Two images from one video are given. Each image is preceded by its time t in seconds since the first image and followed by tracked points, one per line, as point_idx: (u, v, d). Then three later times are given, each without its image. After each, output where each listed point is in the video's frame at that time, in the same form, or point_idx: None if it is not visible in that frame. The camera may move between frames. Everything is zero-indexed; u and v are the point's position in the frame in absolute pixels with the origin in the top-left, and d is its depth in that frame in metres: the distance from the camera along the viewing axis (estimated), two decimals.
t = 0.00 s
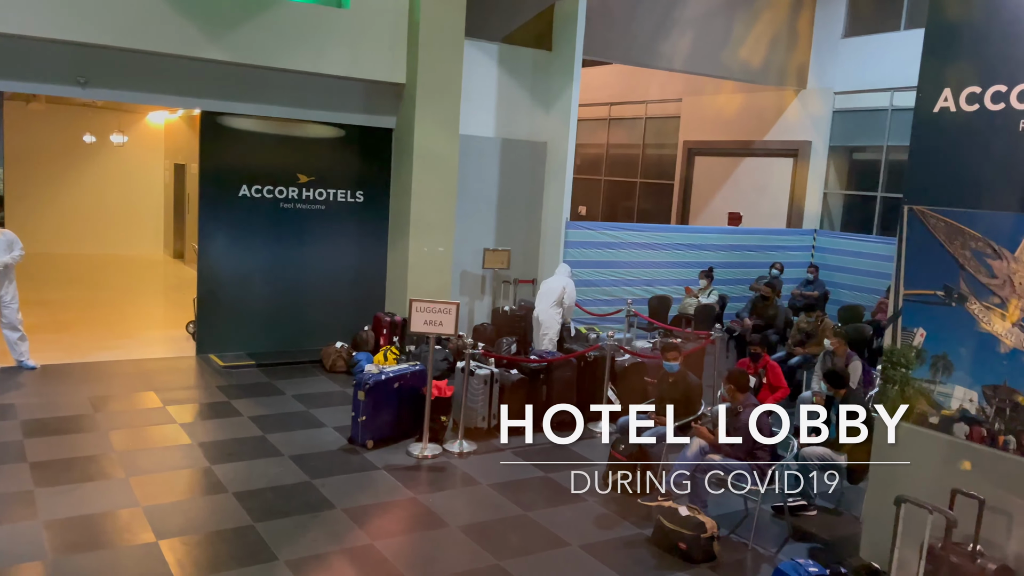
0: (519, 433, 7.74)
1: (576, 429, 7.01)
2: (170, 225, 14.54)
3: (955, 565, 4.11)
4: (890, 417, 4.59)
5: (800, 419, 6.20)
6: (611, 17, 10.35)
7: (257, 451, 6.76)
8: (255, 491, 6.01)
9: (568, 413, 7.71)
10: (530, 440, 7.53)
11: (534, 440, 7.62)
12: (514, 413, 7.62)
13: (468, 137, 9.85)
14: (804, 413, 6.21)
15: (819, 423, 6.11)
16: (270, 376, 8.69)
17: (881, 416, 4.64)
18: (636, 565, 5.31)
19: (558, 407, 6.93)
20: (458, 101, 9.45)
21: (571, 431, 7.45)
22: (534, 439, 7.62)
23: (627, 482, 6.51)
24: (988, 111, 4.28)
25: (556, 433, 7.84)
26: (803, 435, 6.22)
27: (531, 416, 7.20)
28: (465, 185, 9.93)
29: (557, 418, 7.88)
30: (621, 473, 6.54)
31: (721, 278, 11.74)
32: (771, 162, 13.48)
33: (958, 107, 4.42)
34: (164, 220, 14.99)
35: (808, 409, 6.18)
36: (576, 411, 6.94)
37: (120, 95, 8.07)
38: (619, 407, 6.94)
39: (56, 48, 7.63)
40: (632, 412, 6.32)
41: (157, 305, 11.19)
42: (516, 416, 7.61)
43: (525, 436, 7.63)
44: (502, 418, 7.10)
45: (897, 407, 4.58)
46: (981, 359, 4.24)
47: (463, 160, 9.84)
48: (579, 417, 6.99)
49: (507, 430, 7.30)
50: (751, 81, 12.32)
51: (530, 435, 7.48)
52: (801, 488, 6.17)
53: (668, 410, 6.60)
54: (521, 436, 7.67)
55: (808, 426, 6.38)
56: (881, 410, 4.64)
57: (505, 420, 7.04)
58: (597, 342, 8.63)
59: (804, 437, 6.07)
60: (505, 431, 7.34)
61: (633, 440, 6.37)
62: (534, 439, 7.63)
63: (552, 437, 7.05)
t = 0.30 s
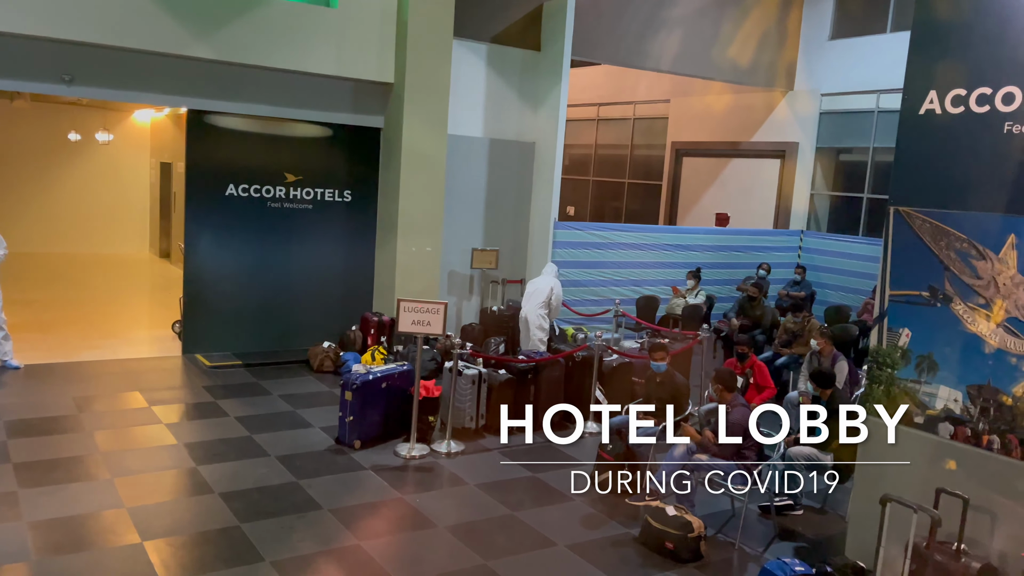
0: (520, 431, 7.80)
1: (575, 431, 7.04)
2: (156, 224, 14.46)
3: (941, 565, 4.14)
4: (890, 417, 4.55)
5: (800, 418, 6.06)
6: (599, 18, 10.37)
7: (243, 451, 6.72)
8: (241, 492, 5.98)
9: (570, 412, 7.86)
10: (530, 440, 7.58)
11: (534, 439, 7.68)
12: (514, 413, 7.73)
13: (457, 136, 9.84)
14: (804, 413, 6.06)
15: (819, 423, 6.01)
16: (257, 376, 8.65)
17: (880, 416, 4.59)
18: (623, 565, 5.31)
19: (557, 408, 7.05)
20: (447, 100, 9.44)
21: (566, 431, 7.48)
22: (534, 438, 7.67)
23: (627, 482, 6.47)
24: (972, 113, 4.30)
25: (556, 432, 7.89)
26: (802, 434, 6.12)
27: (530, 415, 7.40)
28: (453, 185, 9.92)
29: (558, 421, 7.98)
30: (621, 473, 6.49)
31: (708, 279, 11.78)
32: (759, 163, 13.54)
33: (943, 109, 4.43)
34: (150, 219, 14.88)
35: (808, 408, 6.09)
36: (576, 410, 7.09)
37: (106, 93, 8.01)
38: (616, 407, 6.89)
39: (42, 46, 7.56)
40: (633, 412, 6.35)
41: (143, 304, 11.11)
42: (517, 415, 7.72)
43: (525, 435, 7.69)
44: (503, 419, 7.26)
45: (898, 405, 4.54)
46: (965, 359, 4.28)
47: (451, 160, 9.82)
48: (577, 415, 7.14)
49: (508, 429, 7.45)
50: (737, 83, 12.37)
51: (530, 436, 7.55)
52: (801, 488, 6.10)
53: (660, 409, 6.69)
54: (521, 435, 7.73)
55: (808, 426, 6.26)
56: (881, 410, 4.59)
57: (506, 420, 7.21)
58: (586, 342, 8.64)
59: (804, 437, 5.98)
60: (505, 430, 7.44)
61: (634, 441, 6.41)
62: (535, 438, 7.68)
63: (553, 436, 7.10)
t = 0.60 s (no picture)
0: (519, 430, 7.85)
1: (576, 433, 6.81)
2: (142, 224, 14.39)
3: (926, 564, 4.16)
4: (890, 417, 4.54)
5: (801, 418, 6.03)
6: (588, 19, 10.37)
7: (230, 451, 6.69)
8: (228, 492, 5.95)
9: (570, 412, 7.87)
10: (530, 440, 7.59)
11: (534, 440, 7.68)
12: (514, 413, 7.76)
13: (446, 136, 9.83)
14: (804, 413, 6.05)
15: (819, 423, 5.93)
16: (244, 376, 8.61)
17: (880, 415, 4.58)
18: (611, 565, 5.32)
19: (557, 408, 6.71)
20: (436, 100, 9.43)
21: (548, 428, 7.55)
22: (534, 439, 7.67)
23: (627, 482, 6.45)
24: (958, 115, 4.34)
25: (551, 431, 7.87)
26: (800, 435, 6.08)
27: (530, 415, 7.01)
28: (442, 184, 9.90)
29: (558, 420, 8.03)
30: (622, 473, 6.50)
31: (697, 279, 11.80)
32: (747, 164, 13.61)
33: (930, 111, 4.47)
34: (137, 218, 14.78)
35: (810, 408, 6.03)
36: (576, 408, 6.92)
37: (93, 91, 7.96)
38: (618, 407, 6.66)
39: (28, 44, 7.51)
40: (633, 411, 6.34)
41: (129, 304, 11.04)
42: (517, 415, 7.75)
43: (525, 435, 7.71)
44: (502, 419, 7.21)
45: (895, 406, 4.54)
46: (950, 359, 4.30)
47: (440, 160, 9.80)
48: (575, 414, 6.89)
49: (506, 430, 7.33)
50: (725, 83, 12.42)
51: (530, 436, 7.55)
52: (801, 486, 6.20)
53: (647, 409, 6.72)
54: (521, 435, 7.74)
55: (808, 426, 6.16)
56: (881, 410, 4.58)
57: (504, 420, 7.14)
58: (575, 343, 8.64)
59: (805, 436, 5.90)
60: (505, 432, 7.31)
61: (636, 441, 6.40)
62: (536, 440, 7.67)
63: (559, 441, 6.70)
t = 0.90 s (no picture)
0: (519, 430, 7.87)
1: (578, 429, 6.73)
2: (130, 223, 14.30)
3: (912, 563, 4.17)
4: (890, 417, 4.51)
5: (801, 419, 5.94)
6: (577, 19, 10.38)
7: (218, 452, 6.66)
8: (216, 493, 5.92)
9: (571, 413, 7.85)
10: (530, 440, 7.61)
11: (534, 439, 7.73)
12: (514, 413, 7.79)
13: (435, 136, 9.82)
14: (804, 413, 6.01)
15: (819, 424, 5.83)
16: (233, 376, 8.57)
17: (880, 416, 4.55)
18: (600, 564, 5.33)
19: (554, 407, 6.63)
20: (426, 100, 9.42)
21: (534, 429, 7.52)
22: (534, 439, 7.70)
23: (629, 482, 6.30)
24: (945, 116, 4.37)
25: (540, 431, 7.88)
26: (801, 435, 5.98)
27: (531, 415, 7.26)
28: (432, 184, 9.88)
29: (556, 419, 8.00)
30: (622, 473, 6.53)
31: (686, 280, 11.83)
32: (736, 165, 13.66)
33: (917, 113, 4.50)
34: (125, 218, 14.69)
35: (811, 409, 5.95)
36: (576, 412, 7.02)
37: (80, 90, 7.90)
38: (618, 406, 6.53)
39: (14, 41, 7.44)
40: (633, 412, 6.25)
41: (117, 304, 10.96)
42: (517, 415, 7.74)
43: (525, 436, 7.72)
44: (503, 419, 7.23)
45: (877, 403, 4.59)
46: (937, 359, 4.33)
47: (430, 160, 9.79)
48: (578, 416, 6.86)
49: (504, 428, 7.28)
50: (714, 85, 12.46)
51: (529, 436, 7.56)
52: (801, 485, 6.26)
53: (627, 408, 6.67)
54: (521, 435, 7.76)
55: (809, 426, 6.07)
56: (882, 410, 4.55)
57: (505, 420, 7.18)
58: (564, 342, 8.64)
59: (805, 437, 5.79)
60: (505, 431, 7.42)
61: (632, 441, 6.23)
62: (535, 440, 7.69)
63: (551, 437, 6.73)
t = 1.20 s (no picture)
0: (519, 430, 7.93)
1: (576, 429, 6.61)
2: (119, 223, 14.22)
3: (903, 563, 4.13)
4: (890, 417, 4.48)
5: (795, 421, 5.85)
6: (569, 19, 10.38)
7: (207, 453, 6.62)
8: (205, 494, 5.89)
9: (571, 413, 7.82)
10: (530, 440, 7.68)
11: (534, 439, 7.77)
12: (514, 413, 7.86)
13: (426, 136, 9.81)
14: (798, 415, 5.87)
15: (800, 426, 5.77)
16: (222, 376, 8.54)
17: (880, 416, 4.52)
18: (591, 565, 5.33)
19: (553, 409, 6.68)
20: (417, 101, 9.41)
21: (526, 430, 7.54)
22: (534, 438, 7.76)
23: (628, 482, 6.32)
24: (933, 118, 4.39)
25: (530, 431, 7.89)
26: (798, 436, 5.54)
27: (530, 415, 7.26)
28: (423, 184, 9.87)
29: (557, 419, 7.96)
30: (621, 473, 6.43)
31: (677, 280, 11.86)
32: (726, 166, 13.71)
33: (906, 114, 4.52)
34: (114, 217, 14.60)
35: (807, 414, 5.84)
36: (576, 409, 6.88)
37: (69, 89, 7.85)
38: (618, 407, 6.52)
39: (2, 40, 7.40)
40: (633, 411, 6.30)
41: (105, 304, 10.90)
42: (516, 415, 7.80)
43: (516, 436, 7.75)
44: (501, 418, 7.27)
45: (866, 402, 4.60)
46: (926, 360, 4.35)
47: (422, 160, 9.79)
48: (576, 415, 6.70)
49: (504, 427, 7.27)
50: (704, 86, 12.50)
51: (530, 435, 7.64)
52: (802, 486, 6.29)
53: (626, 408, 6.71)
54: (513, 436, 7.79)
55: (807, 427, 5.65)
56: (882, 410, 4.52)
57: (504, 419, 7.21)
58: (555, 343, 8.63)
59: (790, 436, 5.74)
60: (505, 431, 7.49)
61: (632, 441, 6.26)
62: (535, 439, 7.75)
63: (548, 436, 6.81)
